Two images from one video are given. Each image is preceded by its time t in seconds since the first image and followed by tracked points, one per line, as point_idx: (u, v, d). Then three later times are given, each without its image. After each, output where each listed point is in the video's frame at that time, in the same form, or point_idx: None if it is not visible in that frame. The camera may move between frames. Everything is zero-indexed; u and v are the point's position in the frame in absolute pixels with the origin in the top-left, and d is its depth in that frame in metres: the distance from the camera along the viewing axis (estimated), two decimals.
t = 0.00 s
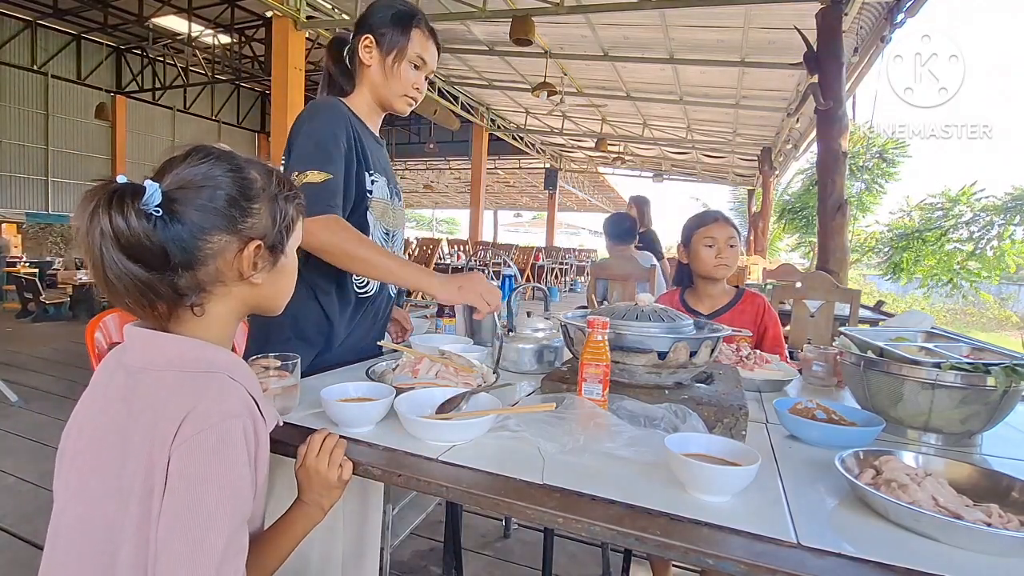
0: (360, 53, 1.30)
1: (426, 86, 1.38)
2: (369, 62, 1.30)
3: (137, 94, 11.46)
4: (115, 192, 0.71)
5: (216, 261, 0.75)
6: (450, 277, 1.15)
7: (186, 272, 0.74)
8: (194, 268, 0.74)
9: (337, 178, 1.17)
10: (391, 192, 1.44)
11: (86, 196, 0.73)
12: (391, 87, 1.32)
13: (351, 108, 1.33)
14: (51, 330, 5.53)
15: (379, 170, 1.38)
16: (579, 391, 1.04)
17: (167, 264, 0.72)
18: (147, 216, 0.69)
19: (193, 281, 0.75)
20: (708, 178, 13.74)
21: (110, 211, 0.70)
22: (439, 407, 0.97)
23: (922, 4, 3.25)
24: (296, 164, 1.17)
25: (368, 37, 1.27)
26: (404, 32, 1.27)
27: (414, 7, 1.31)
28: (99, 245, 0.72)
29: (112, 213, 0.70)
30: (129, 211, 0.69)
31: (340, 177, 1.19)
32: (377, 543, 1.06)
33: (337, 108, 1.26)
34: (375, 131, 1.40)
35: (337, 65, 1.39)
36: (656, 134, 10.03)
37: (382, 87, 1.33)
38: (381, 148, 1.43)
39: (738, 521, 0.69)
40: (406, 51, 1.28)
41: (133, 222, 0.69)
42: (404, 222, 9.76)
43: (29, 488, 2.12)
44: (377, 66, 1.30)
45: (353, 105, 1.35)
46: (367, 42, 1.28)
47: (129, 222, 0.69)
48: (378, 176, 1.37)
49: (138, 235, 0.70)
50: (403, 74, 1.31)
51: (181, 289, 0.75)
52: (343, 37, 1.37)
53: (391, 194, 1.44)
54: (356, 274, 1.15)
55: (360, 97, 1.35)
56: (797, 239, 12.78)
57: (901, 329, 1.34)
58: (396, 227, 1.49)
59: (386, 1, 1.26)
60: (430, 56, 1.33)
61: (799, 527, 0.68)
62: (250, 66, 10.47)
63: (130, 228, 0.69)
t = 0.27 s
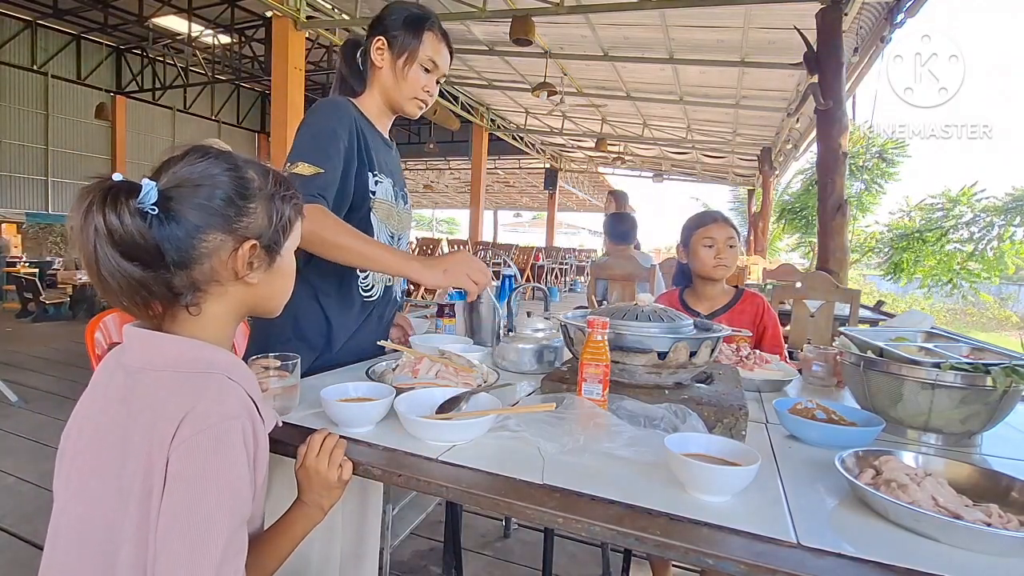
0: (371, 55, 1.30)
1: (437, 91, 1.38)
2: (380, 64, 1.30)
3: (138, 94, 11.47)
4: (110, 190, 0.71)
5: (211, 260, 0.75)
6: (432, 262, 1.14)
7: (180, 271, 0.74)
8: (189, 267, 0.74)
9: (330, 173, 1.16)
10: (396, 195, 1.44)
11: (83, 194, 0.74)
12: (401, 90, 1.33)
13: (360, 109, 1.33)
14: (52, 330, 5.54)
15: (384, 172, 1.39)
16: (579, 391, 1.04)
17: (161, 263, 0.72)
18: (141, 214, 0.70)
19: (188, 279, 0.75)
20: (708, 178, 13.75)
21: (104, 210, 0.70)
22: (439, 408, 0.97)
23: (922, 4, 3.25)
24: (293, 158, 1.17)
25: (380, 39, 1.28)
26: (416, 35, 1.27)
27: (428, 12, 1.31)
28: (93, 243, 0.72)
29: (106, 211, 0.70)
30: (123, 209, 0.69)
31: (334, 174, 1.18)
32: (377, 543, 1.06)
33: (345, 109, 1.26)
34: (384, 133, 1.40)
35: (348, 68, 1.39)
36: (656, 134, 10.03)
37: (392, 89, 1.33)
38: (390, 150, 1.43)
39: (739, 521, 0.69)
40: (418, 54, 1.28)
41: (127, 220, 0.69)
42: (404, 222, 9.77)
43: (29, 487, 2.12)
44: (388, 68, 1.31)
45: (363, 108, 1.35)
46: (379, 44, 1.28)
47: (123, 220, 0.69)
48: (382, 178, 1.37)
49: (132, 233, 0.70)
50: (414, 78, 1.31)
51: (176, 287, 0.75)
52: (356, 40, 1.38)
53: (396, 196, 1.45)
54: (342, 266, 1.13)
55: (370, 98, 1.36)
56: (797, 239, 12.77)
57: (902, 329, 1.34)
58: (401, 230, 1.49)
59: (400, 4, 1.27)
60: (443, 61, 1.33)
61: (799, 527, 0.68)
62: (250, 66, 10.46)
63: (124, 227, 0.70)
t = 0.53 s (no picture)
0: (378, 57, 1.30)
1: (442, 93, 1.38)
2: (386, 66, 1.30)
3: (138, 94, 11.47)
4: (104, 190, 0.72)
5: (206, 259, 0.75)
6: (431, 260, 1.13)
7: (175, 271, 0.74)
8: (184, 266, 0.74)
9: (333, 176, 1.17)
10: (399, 197, 1.44)
11: (78, 196, 0.74)
12: (407, 92, 1.33)
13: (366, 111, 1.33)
14: (52, 330, 5.53)
15: (389, 174, 1.39)
16: (579, 391, 1.04)
17: (155, 263, 0.72)
18: (133, 214, 0.70)
19: (182, 278, 0.75)
20: (708, 178, 13.74)
21: (97, 210, 0.70)
22: (439, 408, 0.97)
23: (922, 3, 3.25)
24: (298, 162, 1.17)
25: (387, 41, 1.28)
26: (424, 37, 1.27)
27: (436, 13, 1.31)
28: (88, 243, 0.72)
29: (98, 211, 0.70)
30: (115, 209, 0.70)
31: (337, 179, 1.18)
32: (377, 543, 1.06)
33: (351, 111, 1.26)
34: (389, 134, 1.40)
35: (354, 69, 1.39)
36: (656, 134, 10.03)
37: (399, 91, 1.33)
38: (394, 151, 1.43)
39: (739, 521, 0.69)
40: (426, 56, 1.28)
41: (119, 220, 0.70)
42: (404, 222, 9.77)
43: (29, 488, 2.12)
44: (394, 71, 1.31)
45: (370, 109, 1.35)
46: (386, 46, 1.28)
47: (115, 220, 0.70)
48: (386, 180, 1.37)
49: (126, 233, 0.70)
50: (420, 80, 1.31)
51: (171, 287, 0.75)
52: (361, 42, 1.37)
53: (399, 198, 1.45)
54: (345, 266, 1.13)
55: (376, 99, 1.35)
56: (797, 239, 12.78)
57: (902, 329, 1.34)
58: (405, 232, 1.49)
59: (407, 6, 1.27)
60: (450, 63, 1.34)
61: (799, 527, 0.68)
62: (249, 66, 10.46)
63: (117, 227, 0.70)
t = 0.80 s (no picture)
0: (382, 57, 1.30)
1: (445, 93, 1.38)
2: (389, 66, 1.30)
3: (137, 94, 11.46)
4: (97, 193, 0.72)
5: (207, 260, 0.75)
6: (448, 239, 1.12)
7: (176, 272, 0.74)
8: (186, 268, 0.74)
9: (340, 174, 1.16)
10: (402, 197, 1.44)
11: (73, 198, 0.74)
12: (410, 92, 1.32)
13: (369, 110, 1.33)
14: (52, 330, 5.53)
15: (392, 173, 1.38)
16: (579, 391, 1.03)
17: (156, 265, 0.72)
18: (132, 217, 0.70)
19: (178, 279, 0.74)
20: (708, 178, 13.75)
21: (94, 213, 0.70)
22: (440, 407, 0.97)
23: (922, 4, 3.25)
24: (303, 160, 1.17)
25: (391, 41, 1.27)
26: (428, 39, 1.27)
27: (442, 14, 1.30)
28: (86, 246, 0.72)
29: (95, 214, 0.70)
30: (112, 212, 0.70)
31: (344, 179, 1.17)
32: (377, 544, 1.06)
33: (356, 110, 1.26)
34: (392, 133, 1.40)
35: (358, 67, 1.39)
36: (656, 134, 10.03)
37: (401, 91, 1.32)
38: (398, 150, 1.43)
39: (738, 521, 0.69)
40: (429, 57, 1.28)
41: (116, 223, 0.70)
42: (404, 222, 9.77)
43: (29, 487, 2.12)
44: (397, 72, 1.31)
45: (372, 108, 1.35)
46: (390, 46, 1.28)
47: (110, 223, 0.70)
48: (389, 179, 1.37)
49: (117, 234, 0.70)
50: (423, 80, 1.31)
51: (168, 288, 0.75)
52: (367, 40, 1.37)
53: (402, 198, 1.45)
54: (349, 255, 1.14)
55: (378, 98, 1.35)
56: (797, 239, 12.78)
57: (902, 329, 1.34)
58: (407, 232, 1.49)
59: (413, 8, 1.26)
60: (453, 66, 1.33)
61: (799, 528, 0.68)
62: (249, 66, 10.47)
63: (113, 231, 0.70)
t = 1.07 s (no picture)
0: (379, 57, 1.30)
1: (441, 98, 1.38)
2: (386, 68, 1.30)
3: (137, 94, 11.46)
4: (166, 203, 0.70)
5: (257, 265, 0.79)
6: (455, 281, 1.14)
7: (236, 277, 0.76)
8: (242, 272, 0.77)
9: (344, 180, 1.17)
10: (399, 198, 1.44)
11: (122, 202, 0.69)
12: (406, 95, 1.32)
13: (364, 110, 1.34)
14: (51, 330, 5.53)
15: (388, 174, 1.38)
16: (578, 391, 1.04)
17: (227, 272, 0.74)
18: (215, 226, 0.72)
19: (236, 287, 0.77)
20: (708, 178, 13.75)
21: (182, 221, 0.69)
22: (440, 408, 0.97)
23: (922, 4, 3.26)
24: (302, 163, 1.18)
25: (389, 42, 1.27)
26: (427, 45, 1.26)
27: (445, 18, 1.29)
28: (168, 254, 0.70)
29: (183, 222, 0.69)
30: (201, 220, 0.70)
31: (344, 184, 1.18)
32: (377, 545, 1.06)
33: (353, 113, 1.26)
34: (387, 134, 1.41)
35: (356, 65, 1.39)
36: (656, 134, 10.03)
37: (397, 94, 1.33)
38: (394, 151, 1.43)
39: (738, 521, 0.69)
40: (426, 62, 1.27)
41: (205, 232, 0.71)
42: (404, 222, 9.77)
43: (29, 487, 2.12)
44: (393, 74, 1.31)
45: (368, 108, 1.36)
46: (388, 47, 1.28)
47: (203, 233, 0.70)
48: (386, 181, 1.37)
49: (211, 244, 0.71)
50: (418, 85, 1.31)
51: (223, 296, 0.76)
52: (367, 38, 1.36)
53: (399, 198, 1.44)
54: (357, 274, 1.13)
55: (373, 97, 1.36)
56: (796, 239, 12.78)
57: (902, 329, 1.34)
58: (404, 232, 1.49)
59: (417, 11, 1.25)
60: (451, 72, 1.32)
61: (799, 528, 0.68)
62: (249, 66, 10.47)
63: (203, 238, 0.71)
